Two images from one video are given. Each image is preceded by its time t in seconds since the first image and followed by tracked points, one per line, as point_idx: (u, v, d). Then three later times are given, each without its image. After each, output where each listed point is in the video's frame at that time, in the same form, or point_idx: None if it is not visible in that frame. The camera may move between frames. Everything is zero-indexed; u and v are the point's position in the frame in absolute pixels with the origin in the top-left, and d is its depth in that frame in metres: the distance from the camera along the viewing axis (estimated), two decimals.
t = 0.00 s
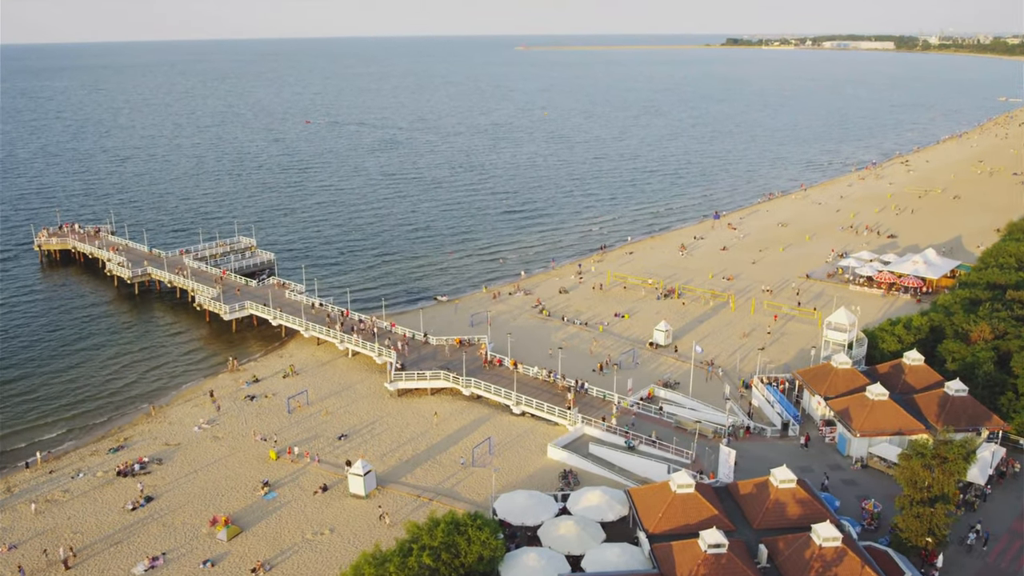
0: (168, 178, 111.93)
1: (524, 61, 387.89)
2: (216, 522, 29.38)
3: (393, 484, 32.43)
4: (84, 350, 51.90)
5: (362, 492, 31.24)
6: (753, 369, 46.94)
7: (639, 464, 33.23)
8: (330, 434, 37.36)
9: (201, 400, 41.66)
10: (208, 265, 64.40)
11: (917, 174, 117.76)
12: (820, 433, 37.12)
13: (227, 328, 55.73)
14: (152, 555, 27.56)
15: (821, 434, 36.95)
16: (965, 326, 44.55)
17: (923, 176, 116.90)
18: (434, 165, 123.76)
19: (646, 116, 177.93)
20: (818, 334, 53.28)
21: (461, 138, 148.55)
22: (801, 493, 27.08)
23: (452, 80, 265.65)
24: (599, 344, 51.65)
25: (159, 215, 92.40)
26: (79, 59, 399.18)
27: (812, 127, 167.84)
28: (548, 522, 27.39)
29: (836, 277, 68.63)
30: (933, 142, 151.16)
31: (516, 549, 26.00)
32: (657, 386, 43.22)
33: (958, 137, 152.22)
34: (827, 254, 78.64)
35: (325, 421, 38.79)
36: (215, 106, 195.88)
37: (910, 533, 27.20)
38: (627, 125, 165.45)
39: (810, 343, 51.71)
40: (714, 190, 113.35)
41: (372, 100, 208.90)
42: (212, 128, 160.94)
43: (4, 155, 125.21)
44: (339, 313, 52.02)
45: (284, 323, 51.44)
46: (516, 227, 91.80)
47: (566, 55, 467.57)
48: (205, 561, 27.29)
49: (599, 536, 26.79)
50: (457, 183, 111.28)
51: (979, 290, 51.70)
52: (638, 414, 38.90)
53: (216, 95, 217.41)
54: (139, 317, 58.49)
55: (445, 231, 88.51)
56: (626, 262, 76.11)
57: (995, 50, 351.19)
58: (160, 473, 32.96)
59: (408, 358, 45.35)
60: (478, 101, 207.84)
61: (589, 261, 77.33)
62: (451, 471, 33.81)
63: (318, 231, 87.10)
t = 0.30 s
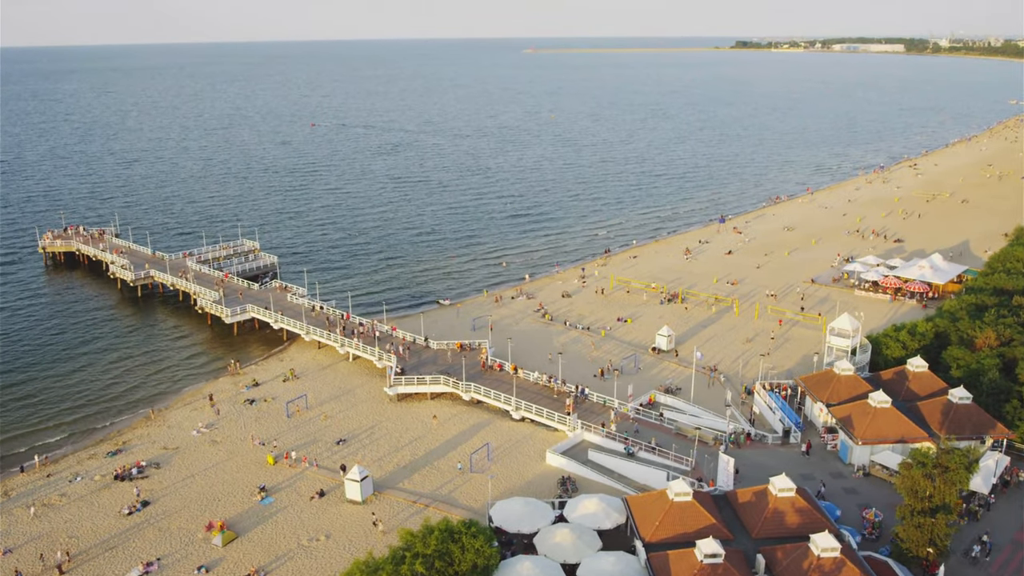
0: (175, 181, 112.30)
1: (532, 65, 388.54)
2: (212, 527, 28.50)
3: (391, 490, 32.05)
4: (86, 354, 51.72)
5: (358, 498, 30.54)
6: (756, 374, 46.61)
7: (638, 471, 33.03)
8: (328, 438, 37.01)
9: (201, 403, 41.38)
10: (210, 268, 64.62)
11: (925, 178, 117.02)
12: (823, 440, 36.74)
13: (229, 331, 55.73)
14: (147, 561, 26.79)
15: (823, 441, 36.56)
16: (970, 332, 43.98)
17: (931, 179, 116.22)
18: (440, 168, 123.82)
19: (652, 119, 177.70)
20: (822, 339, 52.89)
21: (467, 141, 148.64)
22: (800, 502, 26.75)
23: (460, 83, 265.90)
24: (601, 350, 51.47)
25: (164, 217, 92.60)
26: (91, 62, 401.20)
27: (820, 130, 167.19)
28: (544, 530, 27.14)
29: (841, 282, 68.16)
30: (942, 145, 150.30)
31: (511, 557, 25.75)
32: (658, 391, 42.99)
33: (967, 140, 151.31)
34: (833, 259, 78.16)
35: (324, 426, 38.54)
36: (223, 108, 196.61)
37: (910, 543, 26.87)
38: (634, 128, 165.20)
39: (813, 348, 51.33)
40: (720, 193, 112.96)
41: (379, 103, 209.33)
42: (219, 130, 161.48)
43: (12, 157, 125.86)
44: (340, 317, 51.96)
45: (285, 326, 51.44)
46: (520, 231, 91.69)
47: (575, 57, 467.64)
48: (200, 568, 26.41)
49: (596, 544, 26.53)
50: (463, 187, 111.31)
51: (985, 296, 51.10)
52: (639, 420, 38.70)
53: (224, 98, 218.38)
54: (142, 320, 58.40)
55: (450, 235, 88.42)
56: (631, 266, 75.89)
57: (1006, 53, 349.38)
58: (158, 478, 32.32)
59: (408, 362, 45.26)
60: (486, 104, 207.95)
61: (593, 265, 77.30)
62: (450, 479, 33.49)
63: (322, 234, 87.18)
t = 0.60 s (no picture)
0: (184, 182, 112.75)
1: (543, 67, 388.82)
2: (211, 530, 28.30)
3: (392, 495, 31.91)
4: (91, 355, 51.82)
5: (358, 502, 30.40)
6: (761, 380, 46.29)
7: (640, 477, 32.86)
8: (330, 442, 36.96)
9: (203, 406, 41.39)
10: (217, 270, 64.88)
11: (936, 182, 116.14)
12: (827, 447, 36.43)
13: (234, 333, 55.86)
14: (146, 564, 26.57)
15: (828, 448, 36.20)
16: (979, 338, 43.49)
17: (943, 183, 115.34)
18: (449, 170, 123.87)
19: (662, 122, 177.22)
20: (829, 345, 52.49)
21: (477, 143, 148.65)
22: (802, 510, 26.47)
23: (470, 85, 266.09)
24: (606, 354, 51.27)
25: (173, 219, 92.94)
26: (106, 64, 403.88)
27: (831, 133, 166.30)
28: (544, 536, 26.95)
29: (849, 286, 67.68)
30: (955, 149, 149.18)
31: (510, 564, 25.57)
32: (662, 397, 42.75)
33: (980, 144, 150.08)
34: (841, 263, 77.64)
35: (326, 429, 38.48)
36: (234, 110, 197.52)
37: (914, 553, 26.59)
38: (644, 131, 164.78)
39: (820, 354, 50.95)
40: (729, 196, 112.47)
41: (390, 105, 209.71)
42: (230, 132, 162.07)
43: (24, 159, 126.74)
44: (345, 319, 51.96)
45: (290, 329, 51.52)
46: (528, 234, 91.58)
47: (586, 60, 467.27)
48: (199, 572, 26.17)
49: (595, 551, 26.33)
50: (471, 189, 111.35)
51: (995, 301, 50.55)
52: (642, 425, 38.51)
53: (236, 100, 219.22)
54: (148, 322, 58.53)
55: (457, 237, 88.42)
56: (638, 270, 75.62)
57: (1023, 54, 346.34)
58: (159, 480, 32.23)
59: (412, 366, 45.22)
60: (496, 106, 207.94)
61: (599, 268, 77.05)
62: (451, 483, 33.32)
63: (329, 237, 87.30)
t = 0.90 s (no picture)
0: (200, 183, 113.54)
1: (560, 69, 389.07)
2: (213, 533, 28.28)
3: (395, 499, 31.82)
4: (101, 354, 52.10)
5: (360, 506, 30.32)
6: (770, 386, 45.80)
7: (645, 483, 32.60)
8: (335, 445, 36.94)
9: (210, 408, 41.49)
10: (227, 271, 65.24)
11: (954, 186, 114.80)
12: (836, 455, 35.91)
13: (244, 334, 56.07)
14: (147, 566, 26.54)
15: (837, 456, 35.70)
16: (993, 346, 42.74)
17: (960, 187, 114.00)
18: (463, 172, 123.95)
19: (678, 124, 176.61)
20: (840, 351, 51.90)
21: (491, 145, 148.77)
22: (808, 520, 26.13)
23: (486, 87, 266.20)
24: (615, 359, 50.97)
25: (187, 220, 93.58)
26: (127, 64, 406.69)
27: (848, 136, 165.01)
28: (545, 543, 26.74)
29: (863, 291, 66.96)
30: (974, 152, 147.48)
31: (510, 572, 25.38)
32: (670, 402, 42.42)
33: (1000, 147, 148.30)
34: (856, 268, 76.80)
35: (331, 432, 38.46)
36: (251, 111, 198.80)
37: (922, 566, 25.96)
38: (660, 133, 164.22)
39: (831, 360, 50.38)
40: (743, 200, 111.76)
41: (405, 106, 210.38)
42: (246, 133, 163.15)
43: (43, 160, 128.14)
44: (354, 321, 51.99)
45: (298, 330, 51.63)
46: (540, 237, 91.40)
47: (604, 61, 466.70)
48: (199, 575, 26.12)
49: (597, 559, 26.09)
50: (484, 191, 111.38)
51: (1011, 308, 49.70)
52: (649, 431, 38.20)
53: (253, 101, 220.76)
54: (159, 322, 58.85)
55: (469, 240, 88.40)
56: (649, 273, 75.23)
57: None
58: (163, 481, 32.27)
59: (419, 369, 45.15)
60: (511, 108, 208.08)
61: (610, 272, 76.72)
62: (454, 488, 33.17)
63: (341, 239, 87.53)
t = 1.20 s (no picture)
0: (215, 184, 114.28)
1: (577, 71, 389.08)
2: (216, 535, 28.32)
3: (399, 502, 31.73)
4: (112, 353, 52.32)
5: (364, 509, 30.26)
6: (780, 391, 45.33)
7: (651, 490, 32.35)
8: (341, 446, 36.94)
9: (218, 408, 41.63)
10: (238, 271, 65.52)
11: (973, 190, 113.44)
12: (846, 463, 35.42)
13: (254, 334, 56.26)
14: (149, 567, 26.56)
15: (847, 464, 35.23)
16: (1008, 352, 42.04)
17: (979, 191, 112.69)
18: (478, 174, 124.01)
19: (693, 127, 175.89)
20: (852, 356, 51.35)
21: (505, 147, 148.76)
22: (814, 529, 25.73)
23: (503, 89, 266.31)
24: (624, 363, 50.69)
25: (201, 221, 94.14)
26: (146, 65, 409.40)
27: (866, 139, 163.59)
28: (547, 549, 26.51)
29: (877, 296, 66.26)
30: (994, 156, 145.79)
31: None
32: (678, 407, 42.12)
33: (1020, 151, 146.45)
34: (871, 272, 76.03)
35: (337, 434, 38.46)
36: (268, 112, 199.94)
37: None
38: (676, 136, 163.56)
39: (843, 365, 49.85)
40: (758, 203, 111.07)
41: (421, 107, 210.80)
42: (262, 134, 164.02)
43: (61, 160, 129.39)
44: (363, 323, 52.03)
45: (307, 331, 51.75)
46: (552, 239, 91.25)
47: (622, 64, 465.83)
48: None
49: (599, 566, 25.85)
50: (497, 193, 111.40)
51: None
52: (656, 436, 37.93)
53: (270, 102, 222.15)
54: (171, 321, 59.14)
55: (481, 242, 88.37)
56: (661, 276, 74.86)
57: None
58: (168, 482, 32.33)
59: (427, 371, 45.11)
60: (526, 109, 208.04)
61: (622, 274, 76.43)
62: (459, 492, 33.03)
63: (354, 240, 87.78)
